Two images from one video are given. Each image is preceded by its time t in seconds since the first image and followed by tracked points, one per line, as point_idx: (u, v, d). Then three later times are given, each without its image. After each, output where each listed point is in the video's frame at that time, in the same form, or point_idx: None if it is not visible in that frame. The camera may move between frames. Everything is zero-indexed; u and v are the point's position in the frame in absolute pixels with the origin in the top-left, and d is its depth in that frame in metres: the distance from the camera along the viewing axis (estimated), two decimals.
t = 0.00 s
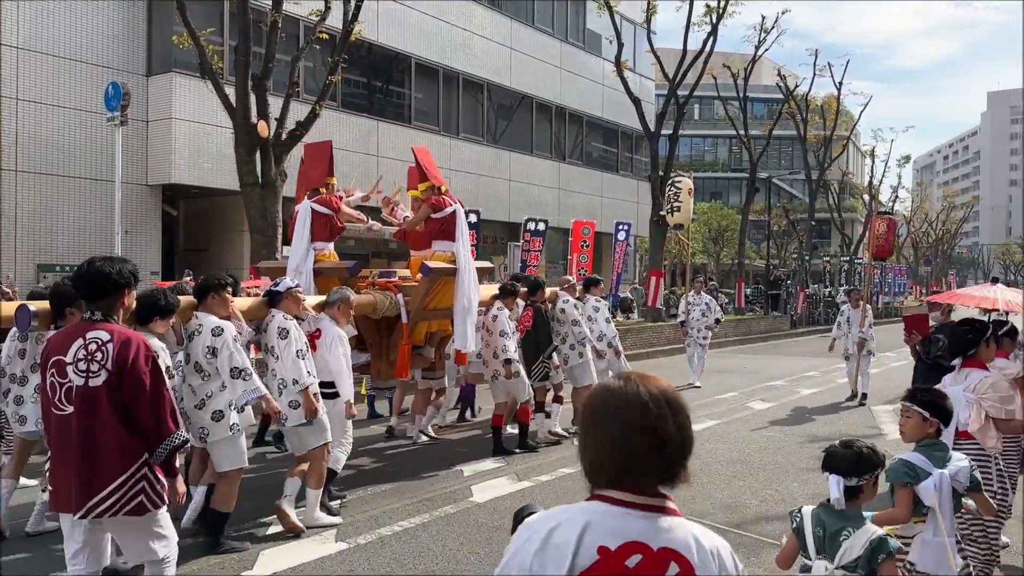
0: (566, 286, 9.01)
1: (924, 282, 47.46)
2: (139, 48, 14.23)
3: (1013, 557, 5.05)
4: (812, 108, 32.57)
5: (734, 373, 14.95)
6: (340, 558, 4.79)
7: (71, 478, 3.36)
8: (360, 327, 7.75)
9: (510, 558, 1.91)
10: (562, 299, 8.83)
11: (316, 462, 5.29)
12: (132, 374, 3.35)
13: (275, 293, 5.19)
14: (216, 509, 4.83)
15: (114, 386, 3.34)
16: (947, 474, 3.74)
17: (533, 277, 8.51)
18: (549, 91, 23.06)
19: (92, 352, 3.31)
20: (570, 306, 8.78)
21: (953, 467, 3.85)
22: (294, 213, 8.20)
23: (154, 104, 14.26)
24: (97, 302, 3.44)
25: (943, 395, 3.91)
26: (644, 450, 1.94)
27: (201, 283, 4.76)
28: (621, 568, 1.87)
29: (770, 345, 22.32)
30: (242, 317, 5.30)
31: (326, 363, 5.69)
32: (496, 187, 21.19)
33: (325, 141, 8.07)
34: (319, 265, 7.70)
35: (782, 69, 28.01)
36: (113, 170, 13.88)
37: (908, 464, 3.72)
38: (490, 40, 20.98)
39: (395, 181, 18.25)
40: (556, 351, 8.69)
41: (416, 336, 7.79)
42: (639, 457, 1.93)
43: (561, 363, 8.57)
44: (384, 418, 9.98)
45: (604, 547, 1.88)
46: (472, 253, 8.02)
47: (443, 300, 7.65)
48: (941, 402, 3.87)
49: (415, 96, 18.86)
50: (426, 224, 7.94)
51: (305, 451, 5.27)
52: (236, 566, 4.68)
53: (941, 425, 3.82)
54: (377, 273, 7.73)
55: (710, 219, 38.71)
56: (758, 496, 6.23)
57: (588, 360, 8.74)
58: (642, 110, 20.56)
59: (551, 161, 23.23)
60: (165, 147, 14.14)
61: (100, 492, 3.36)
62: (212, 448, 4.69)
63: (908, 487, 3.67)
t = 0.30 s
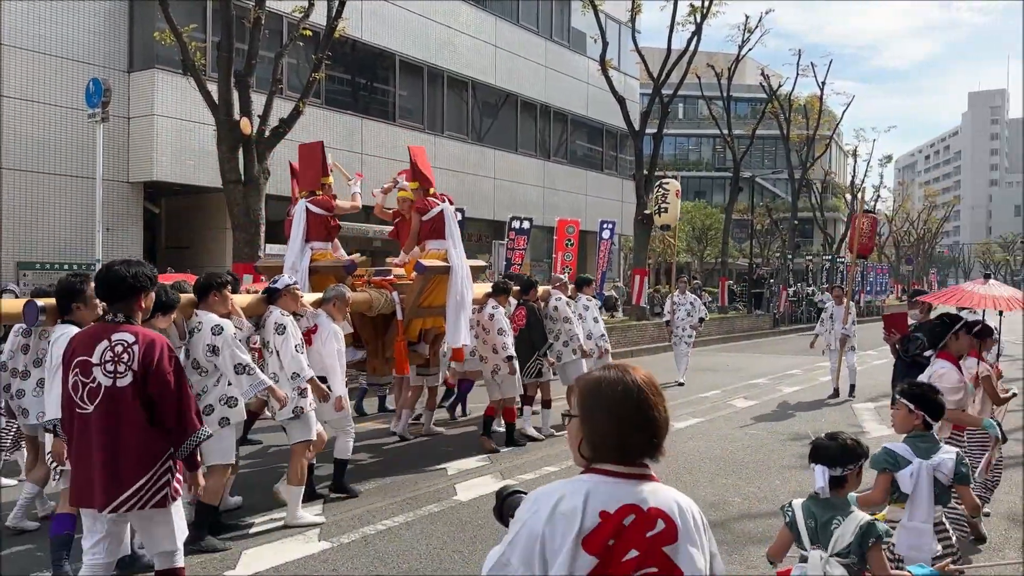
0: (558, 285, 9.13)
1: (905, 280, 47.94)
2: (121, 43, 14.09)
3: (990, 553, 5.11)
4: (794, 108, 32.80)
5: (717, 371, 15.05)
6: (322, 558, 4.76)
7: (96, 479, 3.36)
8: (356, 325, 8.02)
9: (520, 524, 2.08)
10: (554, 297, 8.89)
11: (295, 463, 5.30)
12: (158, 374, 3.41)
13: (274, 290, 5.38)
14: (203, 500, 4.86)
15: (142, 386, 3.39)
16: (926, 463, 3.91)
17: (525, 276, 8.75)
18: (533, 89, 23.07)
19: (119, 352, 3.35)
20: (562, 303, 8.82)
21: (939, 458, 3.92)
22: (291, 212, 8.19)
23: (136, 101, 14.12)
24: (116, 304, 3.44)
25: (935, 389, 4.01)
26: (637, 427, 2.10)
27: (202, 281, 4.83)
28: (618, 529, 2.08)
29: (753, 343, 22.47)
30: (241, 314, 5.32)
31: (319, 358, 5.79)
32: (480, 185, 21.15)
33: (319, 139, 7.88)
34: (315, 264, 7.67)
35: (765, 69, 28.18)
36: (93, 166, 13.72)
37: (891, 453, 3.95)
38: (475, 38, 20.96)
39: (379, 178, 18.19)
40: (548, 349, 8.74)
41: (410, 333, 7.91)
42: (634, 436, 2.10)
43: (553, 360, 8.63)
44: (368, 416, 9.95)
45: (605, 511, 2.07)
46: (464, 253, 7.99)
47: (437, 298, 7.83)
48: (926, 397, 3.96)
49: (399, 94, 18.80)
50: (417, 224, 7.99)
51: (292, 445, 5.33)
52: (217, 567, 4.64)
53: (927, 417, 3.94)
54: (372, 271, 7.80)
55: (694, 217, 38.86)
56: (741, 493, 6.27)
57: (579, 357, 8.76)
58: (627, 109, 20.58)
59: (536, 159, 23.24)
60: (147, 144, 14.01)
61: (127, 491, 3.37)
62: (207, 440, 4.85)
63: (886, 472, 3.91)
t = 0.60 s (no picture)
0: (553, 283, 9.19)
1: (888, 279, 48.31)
2: (104, 39, 13.95)
3: (971, 547, 5.17)
4: (779, 108, 32.95)
5: (702, 369, 15.12)
6: (308, 557, 4.74)
7: (138, 461, 3.59)
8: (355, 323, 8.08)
9: (515, 479, 2.45)
10: (547, 295, 9.00)
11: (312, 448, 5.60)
12: (189, 359, 3.71)
13: (275, 288, 5.58)
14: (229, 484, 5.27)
15: (176, 371, 3.66)
16: (925, 454, 3.98)
17: (519, 275, 8.77)
18: (520, 87, 23.07)
19: (151, 341, 3.59)
20: (555, 302, 8.94)
21: (937, 449, 3.99)
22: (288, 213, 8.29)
23: (119, 97, 14.00)
24: (139, 297, 3.68)
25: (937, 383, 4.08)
26: (617, 399, 2.43)
27: (204, 281, 5.12)
28: (596, 482, 2.39)
29: (737, 342, 22.59)
30: (245, 312, 5.46)
31: (322, 354, 6.03)
32: (466, 183, 21.11)
33: (310, 143, 8.13)
34: (314, 263, 7.82)
35: (750, 68, 28.29)
36: (76, 162, 13.58)
37: (891, 443, 4.08)
38: (462, 36, 20.92)
39: (365, 175, 18.12)
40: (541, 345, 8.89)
41: (409, 331, 7.97)
42: (611, 406, 2.44)
43: (545, 357, 8.76)
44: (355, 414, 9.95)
45: (585, 467, 2.41)
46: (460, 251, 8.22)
47: (433, 296, 7.88)
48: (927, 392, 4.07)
49: (385, 91, 18.75)
50: (417, 224, 8.18)
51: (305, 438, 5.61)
52: (203, 566, 4.62)
53: (924, 410, 4.06)
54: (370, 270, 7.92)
55: (679, 216, 38.93)
56: (726, 490, 6.33)
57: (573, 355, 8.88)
58: (613, 108, 20.58)
59: (522, 157, 23.23)
60: (131, 140, 13.88)
61: (171, 467, 3.65)
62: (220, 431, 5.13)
63: (887, 460, 4.06)
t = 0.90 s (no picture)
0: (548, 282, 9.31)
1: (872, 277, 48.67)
2: (88, 34, 13.83)
3: (954, 543, 5.22)
4: (766, 106, 33.08)
5: (689, 367, 15.17)
6: (295, 555, 4.73)
7: (140, 453, 3.64)
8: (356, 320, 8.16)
9: (530, 456, 2.66)
10: (544, 294, 9.05)
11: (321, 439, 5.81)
12: (191, 354, 3.75)
13: (279, 286, 5.66)
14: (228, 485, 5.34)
15: (179, 366, 3.70)
16: (913, 442, 4.13)
17: (515, 272, 8.82)
18: (507, 85, 23.05)
19: (154, 337, 3.64)
20: (552, 300, 9.00)
21: (926, 437, 4.14)
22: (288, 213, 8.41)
23: (104, 93, 13.87)
24: (144, 295, 3.73)
25: (921, 374, 4.29)
26: (622, 385, 2.62)
27: (213, 277, 5.20)
28: (600, 460, 2.57)
29: (723, 339, 22.67)
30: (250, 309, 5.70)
31: (327, 348, 6.14)
32: (454, 180, 21.06)
33: (310, 144, 8.26)
34: (316, 261, 8.00)
35: (737, 67, 28.38)
36: (59, 158, 13.45)
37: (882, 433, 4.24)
38: (450, 33, 20.87)
39: (352, 173, 18.04)
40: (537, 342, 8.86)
41: (409, 328, 8.07)
42: (614, 393, 2.62)
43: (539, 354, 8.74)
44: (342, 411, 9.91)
45: (592, 447, 2.59)
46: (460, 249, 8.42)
47: (432, 294, 8.00)
48: (911, 383, 4.27)
49: (372, 88, 18.68)
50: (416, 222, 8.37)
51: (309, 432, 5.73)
52: (188, 565, 4.58)
53: (909, 403, 4.24)
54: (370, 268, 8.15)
55: (667, 214, 39.02)
56: (712, 488, 6.35)
57: (569, 350, 8.91)
58: (601, 105, 20.53)
59: (510, 154, 23.22)
60: (116, 136, 13.76)
61: (172, 459, 3.69)
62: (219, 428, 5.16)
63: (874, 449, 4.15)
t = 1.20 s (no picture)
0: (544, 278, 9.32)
1: (859, 274, 48.97)
2: (74, 28, 13.71)
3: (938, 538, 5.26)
4: (755, 104, 33.18)
5: (678, 364, 15.22)
6: (282, 554, 4.71)
7: (128, 439, 3.75)
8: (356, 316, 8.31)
9: (528, 427, 2.77)
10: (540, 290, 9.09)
11: (318, 432, 5.82)
12: (178, 345, 3.82)
13: (283, 283, 5.77)
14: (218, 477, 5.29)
15: (166, 356, 3.80)
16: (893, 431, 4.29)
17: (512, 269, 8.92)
18: (496, 82, 23.02)
19: (140, 329, 3.74)
20: (546, 297, 9.02)
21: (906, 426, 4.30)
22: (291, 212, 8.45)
23: (90, 89, 13.75)
24: (134, 288, 3.83)
25: (906, 367, 4.45)
26: (609, 372, 2.73)
27: (220, 273, 5.25)
28: (591, 434, 2.70)
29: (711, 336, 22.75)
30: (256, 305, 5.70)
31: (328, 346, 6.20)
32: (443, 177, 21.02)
33: (314, 143, 8.28)
34: (318, 259, 8.01)
35: (726, 65, 28.44)
36: (44, 154, 13.32)
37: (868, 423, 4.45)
38: (439, 29, 20.82)
39: (340, 169, 17.98)
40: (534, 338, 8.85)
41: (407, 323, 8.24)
42: (609, 371, 2.72)
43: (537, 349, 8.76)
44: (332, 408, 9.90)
45: (584, 422, 2.71)
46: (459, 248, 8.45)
47: (432, 292, 8.04)
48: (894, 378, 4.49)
49: (361, 84, 18.61)
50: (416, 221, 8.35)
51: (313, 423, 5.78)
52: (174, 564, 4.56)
53: (892, 399, 4.42)
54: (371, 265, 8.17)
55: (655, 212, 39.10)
56: (699, 485, 6.38)
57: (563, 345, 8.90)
58: (590, 103, 20.50)
59: (499, 151, 23.20)
60: (101, 132, 13.65)
61: (160, 444, 3.80)
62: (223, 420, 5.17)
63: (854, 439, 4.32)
